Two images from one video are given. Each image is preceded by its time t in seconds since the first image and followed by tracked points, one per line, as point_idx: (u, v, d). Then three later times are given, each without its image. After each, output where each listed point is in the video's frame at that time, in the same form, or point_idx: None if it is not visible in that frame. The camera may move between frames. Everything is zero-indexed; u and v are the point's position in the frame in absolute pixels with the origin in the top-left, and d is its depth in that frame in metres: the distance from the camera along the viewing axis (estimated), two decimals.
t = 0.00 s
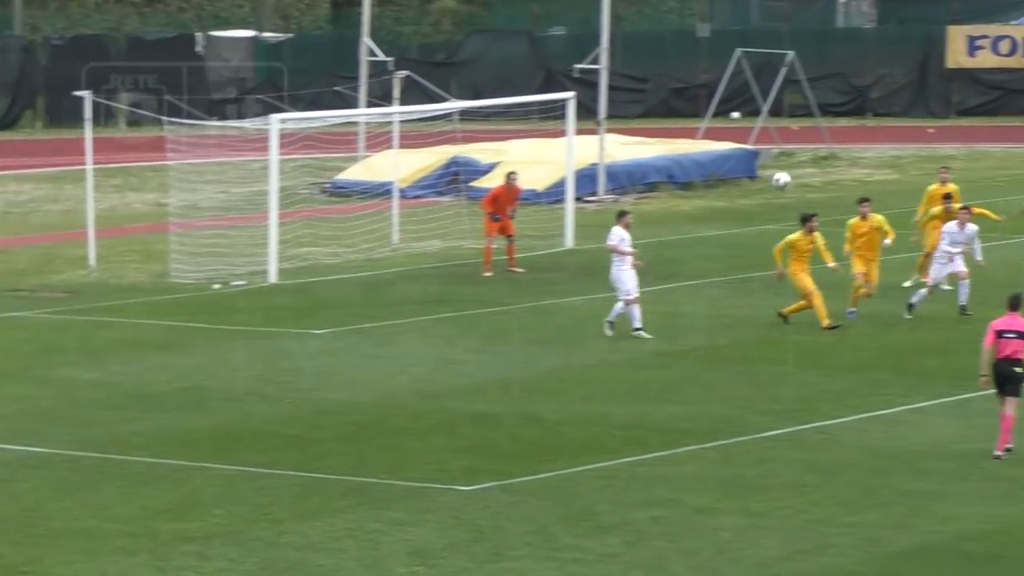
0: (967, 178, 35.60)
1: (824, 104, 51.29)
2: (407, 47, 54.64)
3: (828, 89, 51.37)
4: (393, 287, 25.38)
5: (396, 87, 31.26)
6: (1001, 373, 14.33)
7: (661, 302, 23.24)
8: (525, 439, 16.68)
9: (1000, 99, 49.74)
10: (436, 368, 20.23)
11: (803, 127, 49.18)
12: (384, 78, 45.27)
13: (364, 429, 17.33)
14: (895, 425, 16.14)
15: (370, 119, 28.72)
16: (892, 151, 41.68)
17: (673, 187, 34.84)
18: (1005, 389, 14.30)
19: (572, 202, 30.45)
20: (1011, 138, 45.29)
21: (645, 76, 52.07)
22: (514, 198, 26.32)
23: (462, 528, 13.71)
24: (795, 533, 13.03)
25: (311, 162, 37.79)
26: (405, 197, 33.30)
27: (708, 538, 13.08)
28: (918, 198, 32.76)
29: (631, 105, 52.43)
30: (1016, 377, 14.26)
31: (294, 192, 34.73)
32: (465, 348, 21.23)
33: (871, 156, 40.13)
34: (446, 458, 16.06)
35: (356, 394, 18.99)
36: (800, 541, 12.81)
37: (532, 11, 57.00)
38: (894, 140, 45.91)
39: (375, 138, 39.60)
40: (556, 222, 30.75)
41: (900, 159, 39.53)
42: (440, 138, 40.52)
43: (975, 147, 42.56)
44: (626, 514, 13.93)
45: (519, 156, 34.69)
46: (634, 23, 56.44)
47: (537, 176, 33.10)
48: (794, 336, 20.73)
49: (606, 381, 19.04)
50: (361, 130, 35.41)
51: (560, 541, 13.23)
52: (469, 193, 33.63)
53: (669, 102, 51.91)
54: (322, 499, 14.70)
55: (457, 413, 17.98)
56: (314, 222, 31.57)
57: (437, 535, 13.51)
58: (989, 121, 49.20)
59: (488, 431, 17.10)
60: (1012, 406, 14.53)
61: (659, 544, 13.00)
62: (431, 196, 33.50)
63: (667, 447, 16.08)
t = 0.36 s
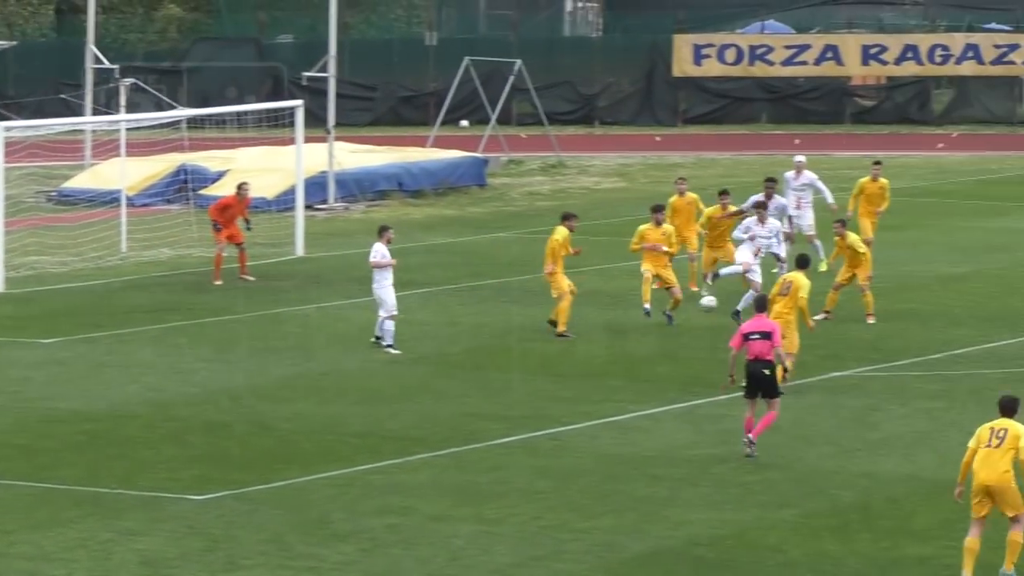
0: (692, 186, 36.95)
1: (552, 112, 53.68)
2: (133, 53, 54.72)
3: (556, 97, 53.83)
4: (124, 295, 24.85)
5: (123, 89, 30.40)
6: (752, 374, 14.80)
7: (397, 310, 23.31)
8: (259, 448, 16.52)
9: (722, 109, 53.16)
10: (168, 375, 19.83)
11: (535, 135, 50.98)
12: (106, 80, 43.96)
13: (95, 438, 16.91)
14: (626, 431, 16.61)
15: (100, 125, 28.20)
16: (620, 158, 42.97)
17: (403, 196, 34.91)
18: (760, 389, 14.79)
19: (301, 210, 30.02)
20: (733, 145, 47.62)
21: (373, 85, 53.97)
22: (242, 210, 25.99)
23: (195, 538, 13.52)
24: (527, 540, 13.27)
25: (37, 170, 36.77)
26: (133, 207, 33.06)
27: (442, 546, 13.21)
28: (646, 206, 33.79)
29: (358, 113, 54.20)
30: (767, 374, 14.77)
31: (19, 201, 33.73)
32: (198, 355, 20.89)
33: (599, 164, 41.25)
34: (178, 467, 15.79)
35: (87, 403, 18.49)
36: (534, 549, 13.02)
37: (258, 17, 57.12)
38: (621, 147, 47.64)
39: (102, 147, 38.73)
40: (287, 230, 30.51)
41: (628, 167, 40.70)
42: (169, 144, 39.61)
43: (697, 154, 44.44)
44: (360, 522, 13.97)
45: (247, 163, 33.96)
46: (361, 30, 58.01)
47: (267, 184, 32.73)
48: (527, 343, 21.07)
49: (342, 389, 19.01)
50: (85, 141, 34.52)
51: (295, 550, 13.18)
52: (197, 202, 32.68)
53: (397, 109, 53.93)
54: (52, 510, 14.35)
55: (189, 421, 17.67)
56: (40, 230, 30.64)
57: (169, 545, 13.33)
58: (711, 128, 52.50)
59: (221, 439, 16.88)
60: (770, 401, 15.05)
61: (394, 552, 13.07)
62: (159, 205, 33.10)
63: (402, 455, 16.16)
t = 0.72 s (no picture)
0: (570, 182, 37.34)
1: (428, 108, 54.13)
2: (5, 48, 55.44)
3: (432, 93, 54.30)
4: None
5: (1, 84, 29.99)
6: (659, 371, 15.05)
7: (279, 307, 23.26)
8: (140, 445, 16.45)
9: (599, 105, 53.95)
10: (46, 372, 19.61)
11: (412, 131, 51.24)
12: None
13: None
14: (509, 427, 16.83)
15: None
16: (498, 154, 43.24)
17: (280, 192, 34.81)
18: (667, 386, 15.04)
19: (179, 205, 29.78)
20: (611, 141, 48.27)
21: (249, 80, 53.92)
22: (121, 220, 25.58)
23: (76, 535, 13.48)
24: (411, 537, 13.42)
25: None
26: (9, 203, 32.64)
27: (326, 543, 13.31)
28: (526, 202, 34.07)
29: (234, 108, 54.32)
30: (673, 371, 15.01)
31: None
32: (76, 353, 20.66)
33: (478, 160, 41.46)
34: (58, 464, 15.67)
35: None
36: (417, 545, 13.18)
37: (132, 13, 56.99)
38: (498, 143, 47.89)
39: None
40: (165, 227, 30.29)
41: (506, 163, 40.97)
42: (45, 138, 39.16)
43: (575, 150, 44.92)
44: (243, 519, 14.01)
45: (123, 159, 33.63)
46: (236, 26, 57.92)
47: (145, 179, 32.37)
48: (409, 340, 21.18)
49: (222, 386, 18.96)
50: None
51: (178, 547, 13.20)
52: (73, 198, 32.43)
53: (273, 105, 54.04)
54: None
55: (67, 418, 17.52)
56: None
57: (50, 542, 13.25)
58: (587, 125, 53.25)
59: (101, 436, 16.76)
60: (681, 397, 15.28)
61: (278, 549, 13.15)
62: (35, 201, 32.72)
63: (284, 452, 16.21)
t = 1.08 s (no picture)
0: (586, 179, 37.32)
1: (443, 104, 54.13)
2: (21, 47, 55.62)
3: (448, 89, 54.26)
4: (16, 288, 24.55)
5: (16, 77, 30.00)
6: (685, 363, 15.03)
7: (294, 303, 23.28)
8: (155, 441, 16.47)
9: (614, 101, 53.91)
10: (62, 368, 19.64)
11: (426, 127, 51.29)
12: None
13: None
14: (524, 424, 16.83)
15: None
16: (513, 151, 43.24)
17: (295, 187, 34.81)
18: (693, 378, 15.03)
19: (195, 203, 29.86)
20: (626, 136, 48.27)
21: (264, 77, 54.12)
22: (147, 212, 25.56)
23: (93, 530, 13.51)
24: (427, 533, 13.43)
25: None
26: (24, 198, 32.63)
27: (342, 539, 13.32)
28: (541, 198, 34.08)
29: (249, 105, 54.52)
30: (699, 363, 15.01)
31: None
32: (91, 348, 20.71)
33: (492, 156, 41.47)
34: (74, 460, 15.71)
35: None
36: (433, 541, 13.18)
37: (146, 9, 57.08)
38: (513, 139, 47.86)
39: None
40: (181, 222, 30.34)
41: (521, 159, 40.98)
42: (60, 134, 39.15)
43: (590, 146, 44.91)
44: (259, 515, 14.03)
45: (139, 155, 33.71)
46: (251, 22, 58.03)
47: (159, 175, 32.40)
48: (423, 336, 21.20)
49: (237, 382, 18.98)
50: None
51: (194, 542, 13.22)
52: (88, 194, 32.53)
53: (288, 102, 54.20)
54: None
55: (83, 414, 17.55)
56: None
57: (66, 538, 13.29)
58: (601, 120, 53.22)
59: (117, 432, 16.79)
60: (700, 392, 15.29)
61: (294, 545, 13.16)
62: (50, 197, 32.74)
63: (299, 448, 16.23)
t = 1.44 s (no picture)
0: (638, 175, 37.22)
1: (495, 101, 54.13)
2: (75, 44, 55.93)
3: (500, 86, 54.24)
4: (70, 284, 24.76)
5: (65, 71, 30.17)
6: (730, 359, 14.96)
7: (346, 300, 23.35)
8: (208, 437, 16.54)
9: (667, 97, 53.75)
10: (115, 364, 19.78)
11: (478, 123, 51.34)
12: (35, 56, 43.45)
13: (46, 427, 16.85)
14: (576, 420, 16.78)
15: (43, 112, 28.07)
16: (565, 147, 43.17)
17: (348, 184, 34.92)
18: (738, 373, 14.96)
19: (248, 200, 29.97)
20: (678, 133, 48.12)
21: (316, 74, 54.33)
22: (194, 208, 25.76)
23: (146, 527, 13.58)
24: (479, 529, 13.41)
25: None
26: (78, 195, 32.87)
27: (394, 535, 13.33)
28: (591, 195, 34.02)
29: (302, 101, 54.75)
30: (743, 356, 14.95)
31: None
32: (145, 345, 20.84)
33: (544, 152, 41.43)
34: (128, 456, 15.80)
35: (35, 393, 18.38)
36: (485, 538, 13.16)
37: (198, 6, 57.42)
38: (566, 135, 47.79)
39: (45, 135, 38.75)
40: (233, 219, 30.48)
41: (573, 156, 40.92)
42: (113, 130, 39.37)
43: (642, 143, 44.78)
44: (311, 511, 14.06)
45: (192, 152, 33.90)
46: (303, 19, 58.23)
47: (211, 172, 32.56)
48: (476, 332, 21.20)
49: (288, 379, 19.03)
50: (30, 131, 35.15)
51: (247, 538, 13.27)
52: (141, 190, 32.73)
53: (340, 99, 54.34)
54: (4, 499, 14.33)
55: (137, 410, 17.65)
56: None
57: (119, 534, 13.36)
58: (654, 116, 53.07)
59: (171, 428, 16.88)
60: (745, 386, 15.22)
61: (346, 541, 13.18)
62: (104, 193, 32.96)
63: (351, 444, 16.25)
